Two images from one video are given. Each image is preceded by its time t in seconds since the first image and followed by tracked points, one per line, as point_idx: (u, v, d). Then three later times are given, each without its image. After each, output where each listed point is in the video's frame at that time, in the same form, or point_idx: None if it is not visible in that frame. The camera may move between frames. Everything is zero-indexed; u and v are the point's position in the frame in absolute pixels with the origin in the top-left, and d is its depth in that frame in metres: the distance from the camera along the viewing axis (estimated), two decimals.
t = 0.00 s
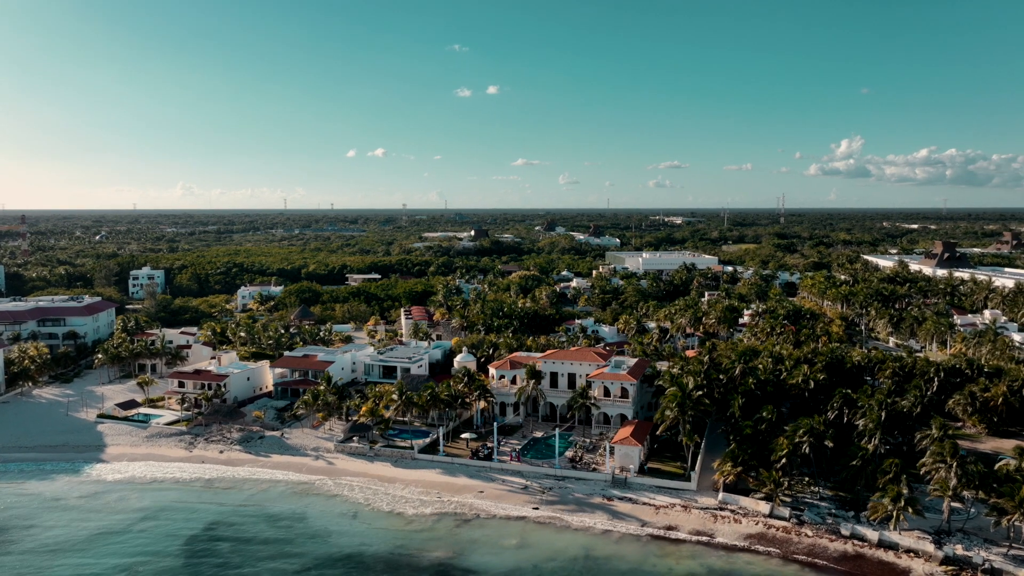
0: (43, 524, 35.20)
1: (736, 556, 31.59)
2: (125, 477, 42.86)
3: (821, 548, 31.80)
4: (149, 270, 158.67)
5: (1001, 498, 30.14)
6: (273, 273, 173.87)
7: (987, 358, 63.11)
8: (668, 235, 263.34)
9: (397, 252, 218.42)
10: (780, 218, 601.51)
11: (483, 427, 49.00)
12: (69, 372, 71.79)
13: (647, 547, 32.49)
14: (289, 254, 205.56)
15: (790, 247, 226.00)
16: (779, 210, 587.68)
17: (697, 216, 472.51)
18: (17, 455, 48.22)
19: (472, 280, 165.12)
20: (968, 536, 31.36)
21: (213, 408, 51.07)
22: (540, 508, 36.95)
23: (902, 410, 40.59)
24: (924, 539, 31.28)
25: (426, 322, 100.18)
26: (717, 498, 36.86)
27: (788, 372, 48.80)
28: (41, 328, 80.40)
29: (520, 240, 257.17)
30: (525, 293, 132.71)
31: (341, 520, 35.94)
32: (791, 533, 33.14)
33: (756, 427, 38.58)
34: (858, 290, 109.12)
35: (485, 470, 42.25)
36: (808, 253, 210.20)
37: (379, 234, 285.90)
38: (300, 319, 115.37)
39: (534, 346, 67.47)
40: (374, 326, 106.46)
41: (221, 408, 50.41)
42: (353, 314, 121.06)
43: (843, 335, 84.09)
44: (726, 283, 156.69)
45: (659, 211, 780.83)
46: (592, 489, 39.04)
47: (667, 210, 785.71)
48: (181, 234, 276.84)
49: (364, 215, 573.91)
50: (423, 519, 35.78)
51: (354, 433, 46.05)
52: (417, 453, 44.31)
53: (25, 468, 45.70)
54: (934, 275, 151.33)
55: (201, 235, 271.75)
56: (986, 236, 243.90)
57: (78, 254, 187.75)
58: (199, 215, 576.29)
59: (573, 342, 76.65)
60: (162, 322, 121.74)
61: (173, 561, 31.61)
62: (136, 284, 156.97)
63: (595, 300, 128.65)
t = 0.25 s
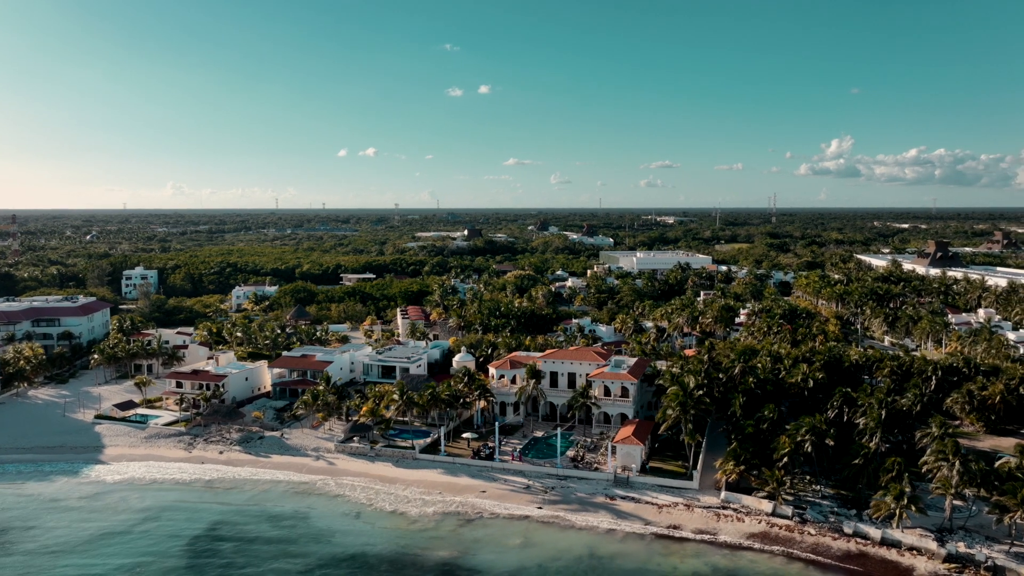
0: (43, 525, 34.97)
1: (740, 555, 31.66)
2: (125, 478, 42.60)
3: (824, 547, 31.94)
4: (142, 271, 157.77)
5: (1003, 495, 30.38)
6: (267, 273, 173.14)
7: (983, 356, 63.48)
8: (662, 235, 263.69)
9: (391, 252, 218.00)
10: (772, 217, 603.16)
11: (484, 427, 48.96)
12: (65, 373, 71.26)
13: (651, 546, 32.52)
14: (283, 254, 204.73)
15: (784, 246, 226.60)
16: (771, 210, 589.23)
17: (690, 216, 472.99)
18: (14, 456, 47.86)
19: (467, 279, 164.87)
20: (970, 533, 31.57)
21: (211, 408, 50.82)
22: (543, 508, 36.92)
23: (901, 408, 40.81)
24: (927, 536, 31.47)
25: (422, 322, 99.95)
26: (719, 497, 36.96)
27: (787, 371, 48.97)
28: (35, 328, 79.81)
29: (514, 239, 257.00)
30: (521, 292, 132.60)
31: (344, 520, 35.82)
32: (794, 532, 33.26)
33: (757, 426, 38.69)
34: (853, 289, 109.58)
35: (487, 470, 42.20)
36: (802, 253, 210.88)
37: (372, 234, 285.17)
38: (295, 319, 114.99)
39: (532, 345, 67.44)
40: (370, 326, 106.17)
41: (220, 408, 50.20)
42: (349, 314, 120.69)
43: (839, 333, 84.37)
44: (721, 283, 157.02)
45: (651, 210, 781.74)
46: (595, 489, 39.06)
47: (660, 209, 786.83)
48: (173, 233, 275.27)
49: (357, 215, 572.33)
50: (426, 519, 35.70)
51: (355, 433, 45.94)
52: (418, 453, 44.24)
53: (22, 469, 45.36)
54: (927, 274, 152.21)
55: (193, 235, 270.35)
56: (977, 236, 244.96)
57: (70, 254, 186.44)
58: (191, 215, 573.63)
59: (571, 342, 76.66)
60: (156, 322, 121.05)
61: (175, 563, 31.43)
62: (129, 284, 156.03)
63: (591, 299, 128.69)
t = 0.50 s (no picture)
0: (44, 528, 34.69)
1: (745, 554, 31.74)
2: (124, 479, 42.29)
3: (828, 545, 32.04)
4: (134, 270, 156.74)
5: (1005, 493, 30.58)
6: (260, 273, 172.36)
7: (979, 353, 63.93)
8: (654, 234, 264.23)
9: (385, 251, 217.57)
10: (764, 218, 604.94)
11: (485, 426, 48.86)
12: (59, 374, 70.68)
13: (656, 545, 32.56)
14: (276, 254, 203.82)
15: (776, 246, 227.45)
16: (761, 210, 591.75)
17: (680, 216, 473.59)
18: (11, 457, 47.41)
19: (461, 279, 164.67)
20: (972, 531, 31.79)
21: (210, 409, 50.55)
22: (547, 507, 36.89)
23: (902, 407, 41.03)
24: (929, 534, 31.66)
25: (418, 322, 99.71)
26: (722, 496, 37.03)
27: (786, 369, 49.16)
28: (28, 329, 79.13)
29: (508, 239, 256.86)
30: (516, 292, 132.56)
31: (347, 521, 35.67)
32: (798, 530, 33.36)
33: (760, 425, 38.80)
34: (847, 288, 110.06)
35: (488, 470, 42.14)
36: (794, 252, 211.70)
37: (365, 234, 284.32)
38: (291, 319, 114.58)
39: (530, 345, 67.41)
40: (366, 326, 105.92)
41: (219, 408, 49.94)
42: (344, 314, 120.31)
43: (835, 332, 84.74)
44: (715, 282, 157.47)
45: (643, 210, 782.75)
46: (598, 488, 39.06)
47: (653, 210, 788.19)
48: (163, 233, 273.48)
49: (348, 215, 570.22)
50: (430, 519, 35.64)
51: (356, 433, 45.78)
52: (419, 453, 44.13)
53: (20, 471, 44.97)
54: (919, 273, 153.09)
55: (184, 234, 268.75)
56: (968, 235, 246.37)
57: (61, 254, 184.98)
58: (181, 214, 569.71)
59: (569, 341, 76.66)
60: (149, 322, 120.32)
61: (178, 566, 31.21)
62: (121, 284, 155.03)
63: (586, 299, 128.79)
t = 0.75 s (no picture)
0: (44, 530, 34.39)
1: (749, 553, 31.81)
2: (123, 481, 41.98)
3: (832, 544, 32.13)
4: (126, 271, 155.77)
5: (1009, 492, 30.74)
6: (254, 273, 171.61)
7: (975, 352, 64.24)
8: (647, 234, 264.66)
9: (378, 251, 217.06)
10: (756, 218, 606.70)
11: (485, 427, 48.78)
12: (54, 375, 70.13)
13: (661, 545, 32.56)
14: (269, 254, 202.99)
15: (769, 245, 228.17)
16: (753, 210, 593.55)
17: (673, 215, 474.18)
18: (8, 459, 47.02)
19: (456, 279, 164.43)
20: (975, 529, 31.96)
21: (209, 410, 50.24)
22: (551, 507, 36.84)
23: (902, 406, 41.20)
24: (933, 532, 31.79)
25: (415, 322, 99.50)
26: (725, 495, 37.08)
27: (785, 368, 49.27)
28: (22, 330, 78.50)
29: (501, 239, 256.64)
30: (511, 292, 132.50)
31: (350, 522, 35.50)
32: (802, 530, 33.42)
33: (762, 424, 38.85)
34: (842, 287, 110.50)
35: (491, 470, 42.03)
36: (787, 251, 212.41)
37: (358, 234, 283.51)
38: (286, 319, 114.18)
39: (529, 345, 67.36)
40: (361, 326, 105.67)
41: (218, 409, 49.64)
42: (339, 314, 119.90)
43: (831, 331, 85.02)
44: (709, 282, 157.81)
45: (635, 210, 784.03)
46: (601, 488, 39.03)
47: (645, 210, 789.72)
48: (155, 233, 271.81)
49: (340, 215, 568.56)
50: (434, 520, 35.54)
51: (356, 434, 45.61)
52: (420, 453, 44.00)
53: (17, 473, 44.62)
54: (912, 272, 153.84)
55: (176, 234, 267.21)
56: (959, 235, 247.65)
57: (51, 254, 183.55)
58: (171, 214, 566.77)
59: (566, 340, 76.64)
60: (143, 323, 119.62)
61: (181, 569, 30.96)
62: (113, 284, 154.01)
63: (581, 298, 128.83)
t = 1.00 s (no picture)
0: (44, 533, 34.11)
1: (754, 553, 31.84)
2: (122, 484, 41.68)
3: (836, 543, 32.19)
4: (119, 271, 154.85)
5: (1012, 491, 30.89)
6: (248, 273, 170.88)
7: (971, 351, 64.51)
8: (641, 234, 264.91)
9: (372, 251, 216.55)
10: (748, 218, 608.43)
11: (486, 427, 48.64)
12: (49, 377, 69.62)
13: (666, 545, 32.51)
14: (262, 254, 202.16)
15: (763, 245, 228.70)
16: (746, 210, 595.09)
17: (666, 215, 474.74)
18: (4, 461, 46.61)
19: (451, 279, 164.14)
20: (977, 528, 32.12)
21: (208, 411, 49.96)
22: (554, 508, 36.76)
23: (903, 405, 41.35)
24: (936, 531, 31.90)
25: (411, 322, 99.25)
26: (728, 495, 37.09)
27: (786, 368, 49.35)
28: (16, 330, 77.91)
29: (495, 239, 256.42)
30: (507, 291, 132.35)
31: (353, 523, 35.36)
32: (806, 529, 33.48)
33: (764, 424, 38.90)
34: (837, 287, 110.82)
35: (492, 470, 41.91)
36: (781, 251, 212.97)
37: (351, 234, 282.73)
38: (282, 319, 113.79)
39: (527, 344, 67.24)
40: (358, 326, 105.38)
41: (217, 410, 49.32)
42: (335, 314, 119.49)
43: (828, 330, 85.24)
44: (704, 281, 158.04)
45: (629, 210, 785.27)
46: (603, 489, 38.96)
47: (638, 210, 791.04)
48: (147, 233, 270.29)
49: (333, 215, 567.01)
50: (437, 521, 35.41)
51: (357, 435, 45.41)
52: (422, 454, 43.87)
53: (14, 475, 44.25)
54: (906, 272, 154.45)
55: (168, 234, 265.76)
56: (951, 234, 248.84)
57: (43, 254, 182.27)
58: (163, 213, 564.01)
59: (564, 340, 76.59)
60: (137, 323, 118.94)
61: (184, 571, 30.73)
62: (106, 284, 153.07)
63: (577, 298, 128.82)
